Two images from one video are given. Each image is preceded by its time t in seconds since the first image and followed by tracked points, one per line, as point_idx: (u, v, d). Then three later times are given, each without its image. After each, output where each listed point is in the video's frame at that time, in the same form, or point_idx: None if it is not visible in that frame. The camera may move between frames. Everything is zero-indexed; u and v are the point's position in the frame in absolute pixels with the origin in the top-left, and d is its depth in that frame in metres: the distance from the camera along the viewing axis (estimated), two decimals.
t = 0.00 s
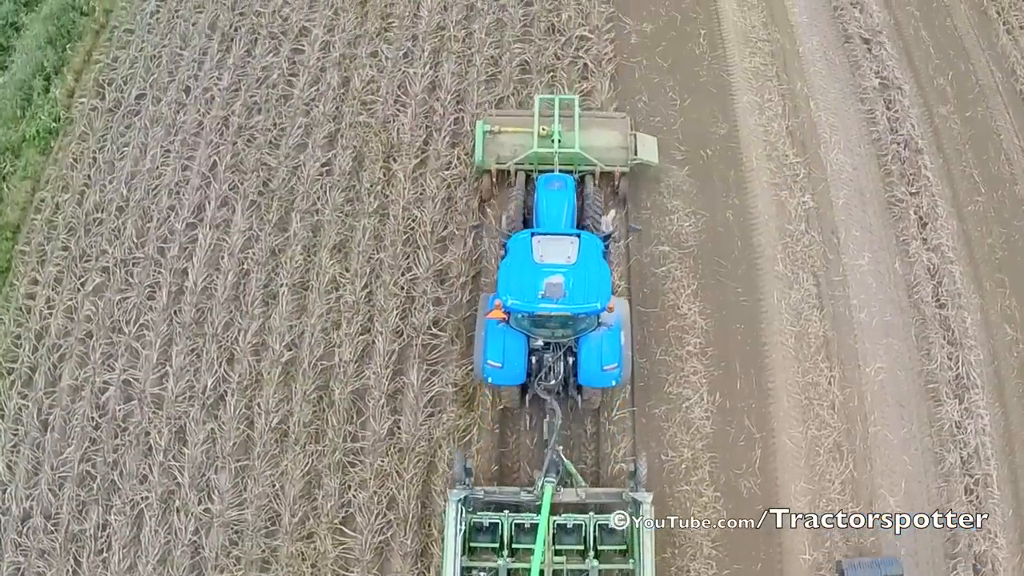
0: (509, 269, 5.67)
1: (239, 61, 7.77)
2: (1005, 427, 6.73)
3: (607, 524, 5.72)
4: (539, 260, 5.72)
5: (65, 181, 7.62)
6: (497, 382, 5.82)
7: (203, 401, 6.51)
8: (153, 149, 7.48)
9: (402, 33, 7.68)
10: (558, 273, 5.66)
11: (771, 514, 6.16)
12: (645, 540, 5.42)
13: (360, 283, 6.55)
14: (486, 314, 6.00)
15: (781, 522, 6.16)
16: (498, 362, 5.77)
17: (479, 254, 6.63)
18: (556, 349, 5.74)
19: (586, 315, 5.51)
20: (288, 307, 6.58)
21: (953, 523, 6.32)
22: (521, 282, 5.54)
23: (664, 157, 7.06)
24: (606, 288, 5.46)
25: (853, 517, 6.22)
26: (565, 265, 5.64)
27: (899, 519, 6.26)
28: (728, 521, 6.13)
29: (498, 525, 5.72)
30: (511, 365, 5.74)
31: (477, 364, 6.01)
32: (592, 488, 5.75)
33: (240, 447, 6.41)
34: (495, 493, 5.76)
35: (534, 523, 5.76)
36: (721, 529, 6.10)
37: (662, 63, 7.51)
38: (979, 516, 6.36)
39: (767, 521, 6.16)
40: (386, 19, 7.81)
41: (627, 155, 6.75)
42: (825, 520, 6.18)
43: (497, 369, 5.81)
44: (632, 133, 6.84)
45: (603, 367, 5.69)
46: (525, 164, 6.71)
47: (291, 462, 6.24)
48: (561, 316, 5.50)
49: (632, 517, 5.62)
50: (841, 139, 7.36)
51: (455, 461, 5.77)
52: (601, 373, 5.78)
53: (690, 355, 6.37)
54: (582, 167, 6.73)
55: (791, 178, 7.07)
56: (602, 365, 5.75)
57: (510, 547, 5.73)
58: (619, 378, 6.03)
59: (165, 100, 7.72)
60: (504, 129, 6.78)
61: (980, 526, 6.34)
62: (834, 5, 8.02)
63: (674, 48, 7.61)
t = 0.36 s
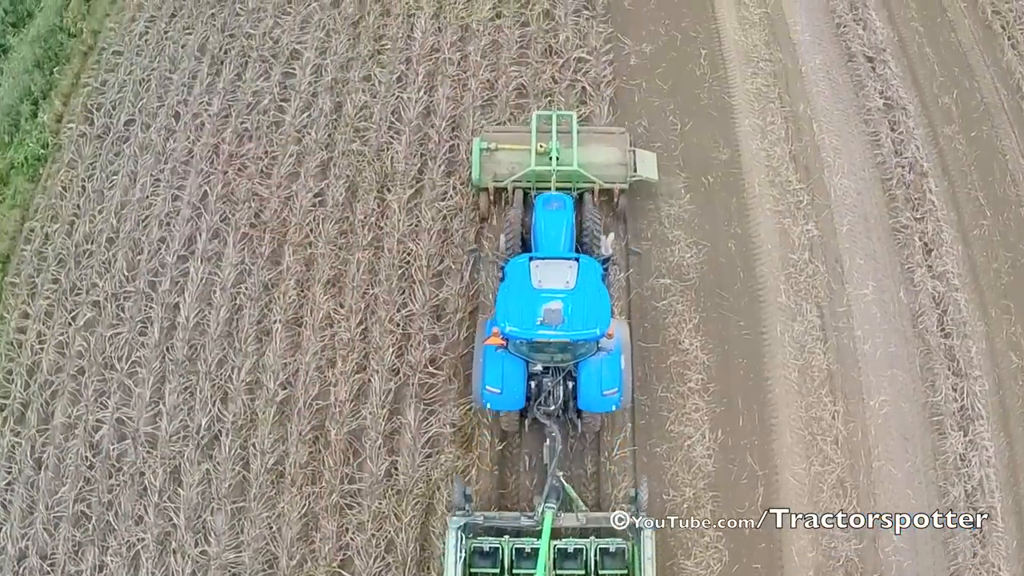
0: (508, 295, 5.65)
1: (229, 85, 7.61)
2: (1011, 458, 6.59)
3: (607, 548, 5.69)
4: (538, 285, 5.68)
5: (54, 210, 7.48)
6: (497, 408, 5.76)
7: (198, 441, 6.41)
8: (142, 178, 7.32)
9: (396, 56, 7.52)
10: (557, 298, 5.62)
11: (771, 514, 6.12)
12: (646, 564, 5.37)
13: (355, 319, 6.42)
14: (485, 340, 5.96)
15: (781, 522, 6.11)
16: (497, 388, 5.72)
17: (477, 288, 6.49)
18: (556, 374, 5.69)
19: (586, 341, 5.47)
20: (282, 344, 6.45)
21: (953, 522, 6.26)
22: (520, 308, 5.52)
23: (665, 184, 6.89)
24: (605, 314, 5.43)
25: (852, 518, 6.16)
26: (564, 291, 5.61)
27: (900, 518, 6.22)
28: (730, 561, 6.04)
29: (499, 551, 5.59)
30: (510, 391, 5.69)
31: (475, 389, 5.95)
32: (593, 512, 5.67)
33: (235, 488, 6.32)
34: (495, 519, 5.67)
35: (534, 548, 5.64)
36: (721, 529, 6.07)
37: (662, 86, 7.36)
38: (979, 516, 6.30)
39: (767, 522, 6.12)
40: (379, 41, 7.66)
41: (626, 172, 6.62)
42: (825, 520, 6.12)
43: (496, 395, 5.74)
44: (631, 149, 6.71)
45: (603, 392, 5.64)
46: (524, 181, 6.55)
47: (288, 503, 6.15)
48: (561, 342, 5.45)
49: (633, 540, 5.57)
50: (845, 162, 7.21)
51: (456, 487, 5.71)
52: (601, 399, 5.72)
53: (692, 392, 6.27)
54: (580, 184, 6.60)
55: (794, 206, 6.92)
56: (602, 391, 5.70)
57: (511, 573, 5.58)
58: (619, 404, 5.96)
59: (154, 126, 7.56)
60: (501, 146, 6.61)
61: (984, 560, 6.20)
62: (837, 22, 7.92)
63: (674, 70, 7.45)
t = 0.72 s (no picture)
0: (509, 323, 5.54)
1: (222, 110, 7.43)
2: (1018, 496, 6.44)
3: None
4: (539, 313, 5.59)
5: (46, 238, 7.33)
6: (497, 437, 5.66)
7: (193, 481, 6.30)
8: (134, 207, 7.16)
9: (392, 80, 7.34)
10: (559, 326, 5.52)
11: (771, 514, 6.10)
12: None
13: (352, 357, 6.29)
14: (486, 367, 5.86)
15: (781, 522, 6.09)
16: (498, 417, 5.62)
17: (476, 326, 6.34)
18: (557, 402, 5.58)
19: (589, 370, 5.38)
20: (278, 383, 6.33)
21: (953, 523, 6.22)
22: (522, 336, 5.41)
23: (669, 216, 6.72)
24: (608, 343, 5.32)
25: (852, 518, 6.15)
26: (566, 320, 5.49)
27: (899, 518, 6.19)
28: None
29: None
30: (511, 419, 5.58)
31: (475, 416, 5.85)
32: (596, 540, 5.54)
33: (232, 530, 6.21)
34: (495, 545, 5.47)
35: None
36: (721, 543, 6.03)
37: (666, 112, 7.18)
38: (979, 516, 6.26)
39: (767, 521, 6.09)
40: (375, 64, 7.48)
41: (628, 192, 6.50)
42: (825, 520, 6.10)
43: (496, 423, 5.63)
44: (633, 169, 6.60)
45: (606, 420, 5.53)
46: (528, 201, 6.43)
47: (284, 546, 6.04)
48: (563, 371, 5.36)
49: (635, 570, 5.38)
50: (853, 191, 7.05)
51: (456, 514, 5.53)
52: (603, 427, 5.61)
53: (695, 434, 6.16)
54: (581, 204, 6.47)
55: (801, 237, 6.76)
56: (605, 419, 5.59)
57: None
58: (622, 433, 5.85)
59: (146, 152, 7.40)
60: (501, 164, 6.49)
61: None
62: (845, 43, 7.74)
63: (678, 95, 7.27)
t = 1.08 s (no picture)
0: (510, 348, 5.43)
1: (215, 134, 7.27)
2: None
3: None
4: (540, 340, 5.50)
5: (37, 265, 7.17)
6: (498, 463, 5.63)
7: (189, 520, 6.19)
8: (126, 234, 7.02)
9: (390, 104, 7.16)
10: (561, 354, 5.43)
11: (771, 514, 6.05)
12: None
13: (349, 395, 6.17)
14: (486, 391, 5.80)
15: (781, 521, 6.05)
16: (498, 443, 5.57)
17: (475, 363, 6.20)
18: (558, 428, 5.52)
19: (590, 400, 5.30)
20: (273, 421, 6.21)
21: (953, 523, 6.20)
22: (522, 365, 5.33)
23: (673, 249, 6.57)
24: (610, 373, 5.23)
25: (852, 518, 6.10)
26: (568, 348, 5.40)
27: (900, 518, 6.15)
28: None
29: None
30: (511, 447, 5.54)
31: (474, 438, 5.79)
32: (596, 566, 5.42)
33: (228, 570, 6.11)
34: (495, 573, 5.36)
35: None
36: None
37: (671, 138, 7.01)
38: (978, 515, 6.25)
39: (767, 521, 6.05)
40: (372, 86, 7.30)
41: (631, 210, 6.39)
42: (825, 520, 6.06)
43: (496, 449, 5.61)
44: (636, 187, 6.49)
45: (607, 448, 5.50)
46: (524, 220, 6.30)
47: None
48: (565, 401, 5.28)
49: None
50: (861, 220, 6.91)
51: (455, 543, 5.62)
52: (604, 454, 5.59)
53: (698, 475, 6.07)
54: (583, 224, 6.35)
55: (808, 269, 6.61)
56: (606, 447, 5.57)
57: None
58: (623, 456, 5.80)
59: (138, 177, 7.24)
60: (503, 182, 6.36)
61: None
62: (854, 65, 7.60)
63: (683, 120, 7.10)
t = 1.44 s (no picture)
0: (509, 377, 5.39)
1: (206, 162, 7.09)
2: None
3: None
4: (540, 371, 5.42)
5: (26, 297, 6.98)
6: (498, 493, 5.55)
7: (183, 564, 6.03)
8: (117, 267, 6.86)
9: (384, 131, 6.97)
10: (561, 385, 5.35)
11: (772, 514, 5.99)
12: None
13: (345, 438, 6.04)
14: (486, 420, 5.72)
15: (781, 522, 5.97)
16: (498, 474, 5.50)
17: (474, 405, 6.07)
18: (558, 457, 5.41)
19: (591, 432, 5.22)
20: (268, 464, 6.08)
21: (954, 523, 6.11)
22: (522, 397, 5.25)
23: (676, 285, 6.42)
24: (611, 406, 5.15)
25: (852, 518, 6.02)
26: (568, 379, 5.32)
27: (900, 518, 6.07)
28: None
29: None
30: (511, 477, 5.46)
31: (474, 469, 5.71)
32: None
33: None
34: None
35: None
36: None
37: (674, 167, 6.83)
38: (980, 516, 6.15)
39: (767, 522, 5.98)
40: (367, 112, 7.11)
41: (632, 230, 6.29)
42: (825, 520, 5.99)
43: (496, 480, 5.53)
44: (637, 206, 6.40)
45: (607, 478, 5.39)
46: (524, 240, 6.18)
47: None
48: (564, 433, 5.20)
49: None
50: (868, 250, 6.75)
51: None
52: (605, 483, 5.48)
53: (701, 518, 5.96)
54: (583, 244, 6.25)
55: (814, 304, 6.46)
56: (607, 477, 5.45)
57: None
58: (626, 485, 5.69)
59: (127, 207, 7.07)
60: (502, 202, 6.26)
61: None
62: (861, 87, 7.45)
63: (686, 147, 6.92)
